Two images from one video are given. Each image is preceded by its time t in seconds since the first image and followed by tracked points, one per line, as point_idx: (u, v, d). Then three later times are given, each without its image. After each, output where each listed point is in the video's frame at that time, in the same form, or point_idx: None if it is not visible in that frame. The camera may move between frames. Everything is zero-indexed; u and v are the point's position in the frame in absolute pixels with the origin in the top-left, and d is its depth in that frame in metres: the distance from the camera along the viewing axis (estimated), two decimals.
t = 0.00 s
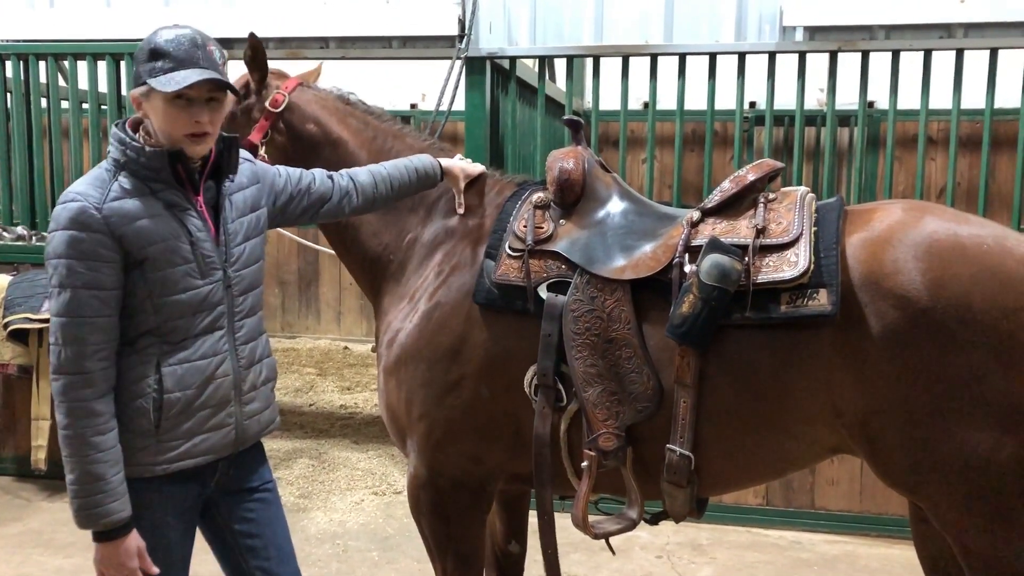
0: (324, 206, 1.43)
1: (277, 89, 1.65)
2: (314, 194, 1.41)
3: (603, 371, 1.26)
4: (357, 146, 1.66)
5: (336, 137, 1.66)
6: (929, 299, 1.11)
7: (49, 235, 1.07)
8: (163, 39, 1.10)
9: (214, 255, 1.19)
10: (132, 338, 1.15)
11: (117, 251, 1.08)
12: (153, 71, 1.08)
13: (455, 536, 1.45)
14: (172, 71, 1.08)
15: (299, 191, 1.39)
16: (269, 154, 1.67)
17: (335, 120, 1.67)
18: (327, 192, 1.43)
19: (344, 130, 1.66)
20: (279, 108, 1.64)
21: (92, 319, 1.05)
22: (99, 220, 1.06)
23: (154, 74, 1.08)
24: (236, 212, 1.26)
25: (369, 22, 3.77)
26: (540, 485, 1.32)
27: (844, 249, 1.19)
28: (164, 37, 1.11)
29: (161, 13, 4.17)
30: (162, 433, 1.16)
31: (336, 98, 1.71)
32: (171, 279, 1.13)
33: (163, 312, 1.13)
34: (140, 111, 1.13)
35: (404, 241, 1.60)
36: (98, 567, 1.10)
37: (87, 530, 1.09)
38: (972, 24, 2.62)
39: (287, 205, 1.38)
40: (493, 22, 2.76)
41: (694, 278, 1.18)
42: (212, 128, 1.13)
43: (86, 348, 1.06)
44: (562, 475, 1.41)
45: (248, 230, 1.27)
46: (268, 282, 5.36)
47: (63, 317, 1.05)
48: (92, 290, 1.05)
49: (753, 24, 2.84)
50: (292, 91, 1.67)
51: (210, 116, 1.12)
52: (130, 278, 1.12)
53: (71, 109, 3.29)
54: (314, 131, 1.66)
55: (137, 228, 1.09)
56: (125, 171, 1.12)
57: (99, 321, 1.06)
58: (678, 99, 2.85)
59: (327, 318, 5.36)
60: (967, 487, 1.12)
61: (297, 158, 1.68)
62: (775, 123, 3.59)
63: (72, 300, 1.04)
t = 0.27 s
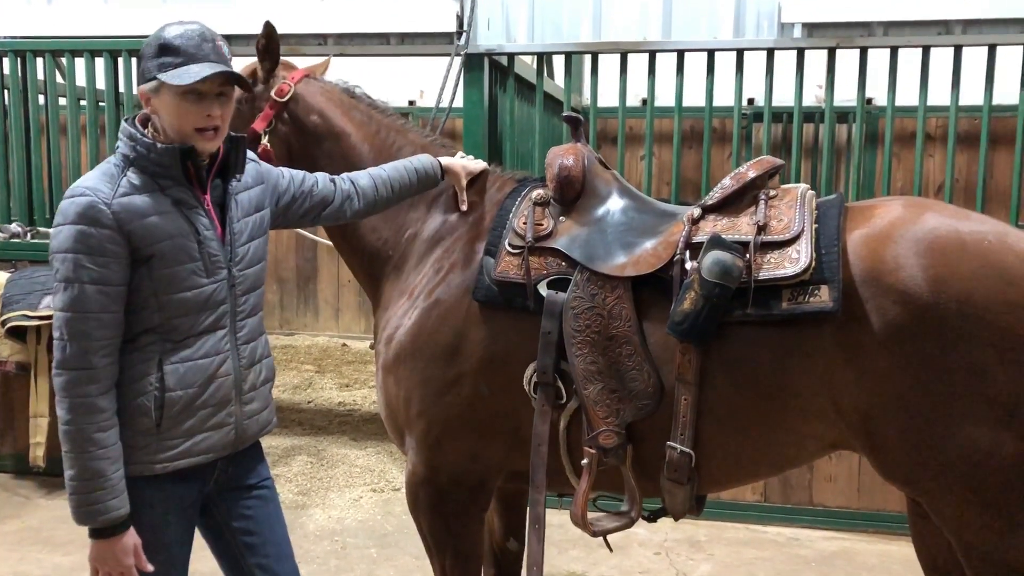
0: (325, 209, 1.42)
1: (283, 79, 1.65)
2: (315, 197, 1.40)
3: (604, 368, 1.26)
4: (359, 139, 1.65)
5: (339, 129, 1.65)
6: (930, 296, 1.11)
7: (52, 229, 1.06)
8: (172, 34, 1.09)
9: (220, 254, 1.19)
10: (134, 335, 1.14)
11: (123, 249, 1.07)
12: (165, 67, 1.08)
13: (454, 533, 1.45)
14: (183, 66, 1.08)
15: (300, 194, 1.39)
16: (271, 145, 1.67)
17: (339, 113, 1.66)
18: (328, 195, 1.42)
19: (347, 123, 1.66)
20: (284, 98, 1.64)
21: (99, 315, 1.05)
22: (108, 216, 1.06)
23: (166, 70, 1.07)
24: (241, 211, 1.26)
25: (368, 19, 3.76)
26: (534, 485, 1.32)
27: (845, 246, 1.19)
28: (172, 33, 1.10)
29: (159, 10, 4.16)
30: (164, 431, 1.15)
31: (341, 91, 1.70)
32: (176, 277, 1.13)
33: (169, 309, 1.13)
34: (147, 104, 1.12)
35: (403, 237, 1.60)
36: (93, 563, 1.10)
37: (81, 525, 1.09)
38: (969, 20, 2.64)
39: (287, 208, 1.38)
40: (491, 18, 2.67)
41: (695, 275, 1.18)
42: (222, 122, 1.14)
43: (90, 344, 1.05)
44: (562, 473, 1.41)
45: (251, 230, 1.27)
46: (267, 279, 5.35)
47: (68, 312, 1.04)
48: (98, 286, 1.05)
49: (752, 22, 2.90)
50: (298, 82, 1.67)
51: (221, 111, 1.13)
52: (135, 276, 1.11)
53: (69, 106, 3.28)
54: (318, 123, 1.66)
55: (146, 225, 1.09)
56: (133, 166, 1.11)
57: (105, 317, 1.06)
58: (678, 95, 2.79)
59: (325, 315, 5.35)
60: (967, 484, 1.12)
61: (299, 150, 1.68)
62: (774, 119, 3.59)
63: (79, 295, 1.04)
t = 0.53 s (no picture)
0: (311, 228, 1.40)
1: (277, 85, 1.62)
2: (301, 215, 1.39)
3: (608, 366, 1.26)
4: (358, 138, 1.64)
5: (336, 129, 1.64)
6: (935, 294, 1.11)
7: (70, 226, 1.04)
8: (211, 36, 1.08)
9: (237, 254, 1.19)
10: (150, 334, 1.13)
11: (149, 248, 1.06)
12: (216, 71, 1.06)
13: (457, 532, 1.45)
14: (236, 71, 1.07)
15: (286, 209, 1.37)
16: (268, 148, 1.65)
17: (336, 113, 1.65)
18: (314, 213, 1.41)
19: (345, 123, 1.64)
20: (279, 102, 1.62)
21: (124, 315, 1.04)
22: (136, 215, 1.05)
23: (219, 74, 1.06)
24: (253, 211, 1.27)
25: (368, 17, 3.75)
26: (536, 484, 1.32)
27: (850, 243, 1.19)
28: (210, 34, 1.08)
29: (159, 8, 4.15)
30: (181, 430, 1.15)
31: (338, 91, 1.70)
32: (199, 278, 1.13)
33: (188, 310, 1.13)
34: (184, 109, 1.09)
35: (405, 235, 1.60)
36: (111, 561, 1.09)
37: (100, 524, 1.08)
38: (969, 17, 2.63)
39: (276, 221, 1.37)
40: (490, 17, 2.72)
41: (700, 272, 1.18)
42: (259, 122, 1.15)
43: (115, 344, 1.03)
44: (565, 471, 1.41)
45: (260, 230, 1.28)
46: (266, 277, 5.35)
47: (92, 312, 1.02)
48: (124, 285, 1.03)
49: (751, 18, 2.87)
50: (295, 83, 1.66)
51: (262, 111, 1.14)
52: (157, 275, 1.10)
53: (69, 104, 3.27)
54: (314, 124, 1.64)
55: (172, 225, 1.09)
56: (154, 165, 1.11)
57: (130, 318, 1.04)
58: (677, 93, 2.80)
59: (325, 313, 5.35)
60: (971, 481, 1.12)
61: (297, 151, 1.67)
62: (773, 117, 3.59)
63: (104, 295, 1.02)
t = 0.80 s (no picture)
0: (315, 240, 1.40)
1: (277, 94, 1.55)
2: (309, 226, 1.39)
3: (614, 366, 1.26)
4: (362, 137, 1.63)
5: (341, 129, 1.63)
6: (944, 292, 1.11)
7: (106, 225, 1.02)
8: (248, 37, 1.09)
9: (264, 254, 1.20)
10: (183, 335, 1.12)
11: (187, 247, 1.06)
12: (256, 73, 1.08)
13: (460, 531, 1.45)
14: (274, 73, 1.10)
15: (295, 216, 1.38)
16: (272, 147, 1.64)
17: (341, 112, 1.64)
18: (323, 229, 1.41)
19: (349, 122, 1.63)
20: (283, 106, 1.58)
21: (167, 314, 1.03)
22: (175, 214, 1.04)
23: (260, 76, 1.08)
24: (273, 213, 1.26)
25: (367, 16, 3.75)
26: (548, 482, 1.32)
27: (857, 242, 1.19)
28: (245, 35, 1.09)
29: (158, 7, 4.15)
30: (212, 430, 1.15)
31: (342, 90, 1.68)
32: (231, 277, 1.13)
33: (220, 310, 1.12)
34: (220, 108, 1.10)
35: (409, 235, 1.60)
36: (161, 560, 1.08)
37: (148, 523, 1.07)
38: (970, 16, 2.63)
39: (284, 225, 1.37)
40: (491, 15, 2.72)
41: (707, 271, 1.18)
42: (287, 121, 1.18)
43: (160, 343, 1.02)
44: (571, 472, 1.41)
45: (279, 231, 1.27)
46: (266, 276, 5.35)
47: (134, 312, 1.01)
48: (167, 284, 1.02)
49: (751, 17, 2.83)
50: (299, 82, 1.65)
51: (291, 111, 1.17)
52: (191, 274, 1.10)
53: (69, 103, 3.27)
54: (319, 123, 1.63)
55: (209, 223, 1.09)
56: (185, 164, 1.11)
57: (172, 316, 1.04)
58: (677, 92, 2.80)
59: (325, 311, 5.35)
60: (979, 481, 1.13)
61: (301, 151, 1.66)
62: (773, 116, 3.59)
63: (147, 295, 1.01)
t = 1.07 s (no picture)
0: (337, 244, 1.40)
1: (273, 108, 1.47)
2: (332, 228, 1.39)
3: (621, 365, 1.26)
4: (367, 138, 1.63)
5: (346, 130, 1.63)
6: (953, 291, 1.11)
7: (124, 226, 1.03)
8: (271, 35, 1.09)
9: (282, 252, 1.19)
10: (204, 334, 1.12)
11: (203, 244, 1.06)
12: (277, 71, 1.08)
13: (465, 531, 1.45)
14: (296, 71, 1.10)
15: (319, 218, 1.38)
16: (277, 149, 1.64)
17: (345, 114, 1.64)
18: (346, 233, 1.40)
19: (354, 123, 1.63)
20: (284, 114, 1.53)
21: (186, 311, 1.03)
22: (191, 211, 1.05)
23: (281, 74, 1.08)
24: (293, 211, 1.26)
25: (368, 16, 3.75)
26: (557, 480, 1.33)
27: (866, 240, 1.19)
28: (269, 32, 1.09)
29: (159, 7, 4.15)
30: (230, 429, 1.15)
31: (346, 92, 1.67)
32: (248, 276, 1.13)
33: (238, 308, 1.12)
34: (240, 106, 1.10)
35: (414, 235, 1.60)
36: (215, 551, 1.09)
37: (197, 519, 1.07)
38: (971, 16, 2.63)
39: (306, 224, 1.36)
40: (492, 14, 2.72)
41: (715, 270, 1.18)
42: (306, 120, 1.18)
43: (180, 340, 1.03)
44: (579, 472, 1.41)
45: (299, 230, 1.27)
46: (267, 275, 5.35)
47: (153, 310, 1.02)
48: (184, 282, 1.03)
49: (753, 16, 2.88)
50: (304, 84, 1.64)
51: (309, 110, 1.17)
52: (209, 273, 1.10)
53: (70, 103, 3.27)
54: (324, 125, 1.63)
55: (225, 221, 1.09)
56: (202, 163, 1.11)
57: (192, 313, 1.04)
58: (677, 91, 2.80)
59: (325, 311, 5.35)
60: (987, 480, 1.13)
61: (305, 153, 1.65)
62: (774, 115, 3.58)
63: (165, 293, 1.02)
